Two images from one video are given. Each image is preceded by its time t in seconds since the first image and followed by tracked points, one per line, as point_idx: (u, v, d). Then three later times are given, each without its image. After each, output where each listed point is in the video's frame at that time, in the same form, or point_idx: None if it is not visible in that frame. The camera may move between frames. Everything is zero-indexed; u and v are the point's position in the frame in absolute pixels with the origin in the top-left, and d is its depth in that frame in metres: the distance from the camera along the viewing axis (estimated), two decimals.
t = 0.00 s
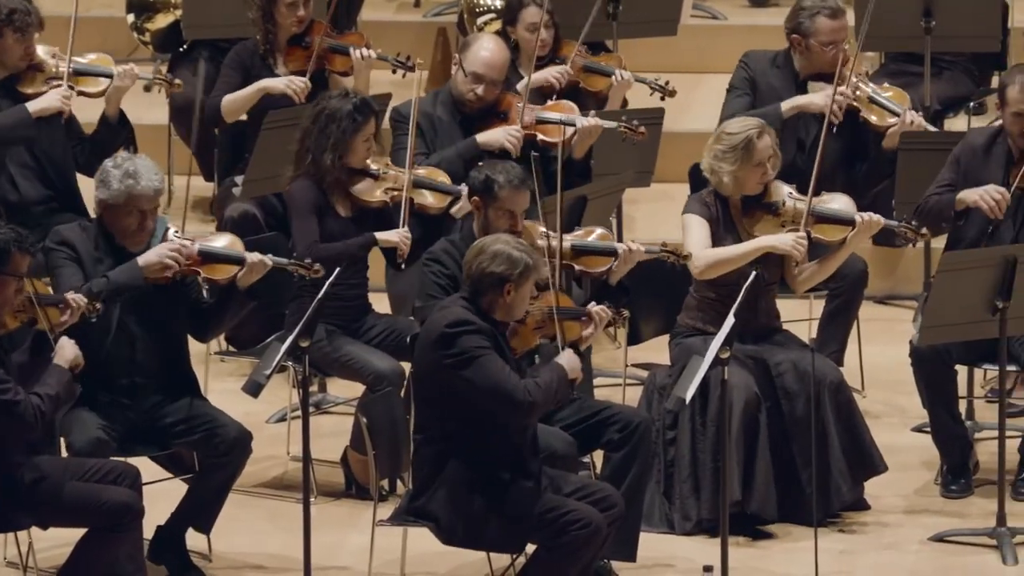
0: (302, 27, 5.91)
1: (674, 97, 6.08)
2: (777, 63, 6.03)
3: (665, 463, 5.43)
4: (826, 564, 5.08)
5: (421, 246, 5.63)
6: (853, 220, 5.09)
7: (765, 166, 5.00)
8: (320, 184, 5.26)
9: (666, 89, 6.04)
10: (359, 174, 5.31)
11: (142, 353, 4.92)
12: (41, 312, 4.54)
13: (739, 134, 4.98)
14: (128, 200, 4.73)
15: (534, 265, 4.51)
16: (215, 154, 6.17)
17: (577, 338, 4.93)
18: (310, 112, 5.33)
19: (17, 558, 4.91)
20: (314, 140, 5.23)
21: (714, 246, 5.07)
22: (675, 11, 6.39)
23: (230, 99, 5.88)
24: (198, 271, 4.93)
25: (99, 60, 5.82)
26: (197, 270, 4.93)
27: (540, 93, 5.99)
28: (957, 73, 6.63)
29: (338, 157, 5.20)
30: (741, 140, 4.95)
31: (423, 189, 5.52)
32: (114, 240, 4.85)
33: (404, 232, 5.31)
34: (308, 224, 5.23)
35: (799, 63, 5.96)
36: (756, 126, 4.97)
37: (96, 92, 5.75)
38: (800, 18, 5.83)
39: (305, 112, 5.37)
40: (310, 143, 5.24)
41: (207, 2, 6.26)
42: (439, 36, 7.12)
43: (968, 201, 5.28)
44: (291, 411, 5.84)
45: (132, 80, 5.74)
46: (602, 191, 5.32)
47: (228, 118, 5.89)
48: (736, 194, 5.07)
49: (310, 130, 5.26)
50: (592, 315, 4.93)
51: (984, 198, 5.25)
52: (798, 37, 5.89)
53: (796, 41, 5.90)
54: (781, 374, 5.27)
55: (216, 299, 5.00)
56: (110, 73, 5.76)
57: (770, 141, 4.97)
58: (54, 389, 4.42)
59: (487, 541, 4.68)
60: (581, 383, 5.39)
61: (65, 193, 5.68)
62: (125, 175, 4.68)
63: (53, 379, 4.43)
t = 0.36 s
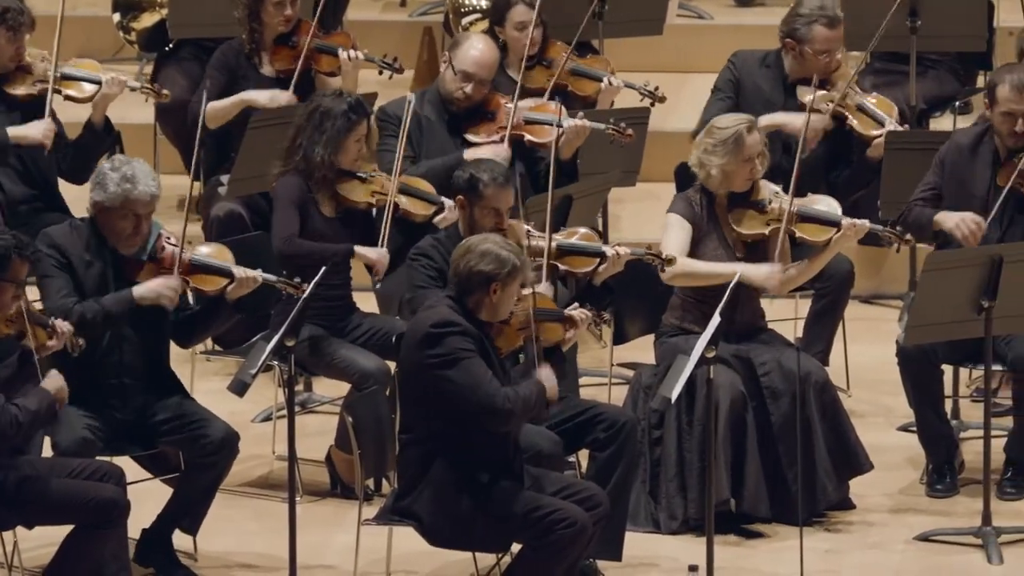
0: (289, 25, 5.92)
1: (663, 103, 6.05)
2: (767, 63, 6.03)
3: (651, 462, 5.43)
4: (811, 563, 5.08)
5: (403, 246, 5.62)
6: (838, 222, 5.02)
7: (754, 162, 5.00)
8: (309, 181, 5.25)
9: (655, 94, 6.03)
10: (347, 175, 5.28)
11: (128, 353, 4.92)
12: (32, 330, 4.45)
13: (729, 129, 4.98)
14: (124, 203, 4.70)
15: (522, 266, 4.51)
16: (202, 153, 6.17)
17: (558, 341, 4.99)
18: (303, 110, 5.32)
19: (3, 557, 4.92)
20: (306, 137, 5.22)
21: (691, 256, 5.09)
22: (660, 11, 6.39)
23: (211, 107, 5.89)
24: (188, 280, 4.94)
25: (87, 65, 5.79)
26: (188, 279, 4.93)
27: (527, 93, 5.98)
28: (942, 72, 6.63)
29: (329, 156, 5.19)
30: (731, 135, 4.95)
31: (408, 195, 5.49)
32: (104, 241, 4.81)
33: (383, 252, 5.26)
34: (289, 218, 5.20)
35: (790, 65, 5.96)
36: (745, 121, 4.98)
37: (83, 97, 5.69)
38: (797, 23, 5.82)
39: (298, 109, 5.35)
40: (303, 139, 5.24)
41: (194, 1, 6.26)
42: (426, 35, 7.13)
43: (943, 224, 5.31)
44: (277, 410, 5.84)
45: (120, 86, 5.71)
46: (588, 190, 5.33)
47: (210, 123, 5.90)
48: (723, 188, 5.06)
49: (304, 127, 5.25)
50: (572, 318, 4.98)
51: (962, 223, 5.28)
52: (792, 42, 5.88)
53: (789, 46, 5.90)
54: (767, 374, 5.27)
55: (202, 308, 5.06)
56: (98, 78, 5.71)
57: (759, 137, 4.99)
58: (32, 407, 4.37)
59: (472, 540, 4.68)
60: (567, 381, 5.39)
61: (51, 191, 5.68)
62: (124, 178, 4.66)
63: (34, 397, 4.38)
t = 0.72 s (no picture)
0: (273, 24, 5.91)
1: (649, 94, 6.07)
2: (740, 62, 6.03)
3: (635, 462, 5.43)
4: (795, 562, 5.09)
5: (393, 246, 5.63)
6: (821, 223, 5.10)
7: (732, 162, 5.01)
8: (294, 186, 5.25)
9: (641, 86, 6.06)
10: (332, 173, 5.32)
11: (113, 353, 4.92)
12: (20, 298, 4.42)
13: (706, 130, 5.00)
14: (100, 198, 4.72)
15: (503, 263, 4.53)
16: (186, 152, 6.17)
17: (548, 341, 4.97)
18: (286, 111, 5.35)
19: None
20: (289, 139, 5.24)
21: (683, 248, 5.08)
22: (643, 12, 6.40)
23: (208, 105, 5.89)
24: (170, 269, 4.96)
25: (69, 61, 5.84)
26: (170, 269, 4.95)
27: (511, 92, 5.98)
28: (925, 73, 6.64)
29: (314, 157, 5.22)
30: (708, 136, 4.97)
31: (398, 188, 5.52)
32: (84, 239, 4.84)
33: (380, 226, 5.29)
34: (282, 229, 5.21)
35: (763, 61, 5.95)
36: (722, 121, 4.99)
37: (66, 92, 5.77)
38: (766, 19, 5.81)
39: (278, 111, 5.38)
40: (285, 142, 5.25)
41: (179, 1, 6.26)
42: (411, 34, 7.13)
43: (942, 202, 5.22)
44: (261, 410, 5.84)
45: (101, 81, 5.76)
46: (573, 190, 5.35)
47: (210, 122, 5.91)
48: (702, 190, 5.06)
49: (286, 129, 5.27)
50: (571, 321, 4.85)
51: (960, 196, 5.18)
52: (763, 38, 5.88)
53: (760, 42, 5.89)
54: (751, 373, 5.29)
55: (188, 297, 5.03)
56: (79, 73, 5.77)
57: (736, 137, 5.00)
58: (23, 385, 4.37)
59: (456, 540, 4.69)
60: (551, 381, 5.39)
61: (40, 193, 5.64)
62: (99, 172, 4.68)
63: (22, 375, 4.37)
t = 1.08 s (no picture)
0: (257, 24, 5.92)
1: (634, 98, 6.06)
2: (720, 62, 6.01)
3: (617, 461, 5.44)
4: (777, 562, 5.10)
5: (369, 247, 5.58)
6: (803, 222, 5.09)
7: (717, 158, 5.02)
8: (275, 181, 5.27)
9: (625, 89, 6.08)
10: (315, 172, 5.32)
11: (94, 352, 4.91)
12: None
13: (691, 127, 4.99)
14: (90, 197, 4.72)
15: (487, 259, 4.52)
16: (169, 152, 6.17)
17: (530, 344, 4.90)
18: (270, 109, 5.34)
19: None
20: (273, 134, 5.25)
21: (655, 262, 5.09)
22: (625, 11, 6.41)
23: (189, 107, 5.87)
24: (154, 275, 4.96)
25: (52, 62, 5.83)
26: (154, 272, 4.95)
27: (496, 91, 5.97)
28: (907, 72, 6.65)
29: (296, 153, 5.22)
30: (695, 132, 4.96)
31: (376, 193, 5.49)
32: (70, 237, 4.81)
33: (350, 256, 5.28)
34: (258, 224, 5.24)
35: (744, 63, 5.93)
36: (707, 118, 4.99)
37: (48, 95, 5.74)
38: (750, 20, 5.79)
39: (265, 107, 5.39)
40: (269, 138, 5.25)
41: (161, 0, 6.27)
42: (393, 34, 7.14)
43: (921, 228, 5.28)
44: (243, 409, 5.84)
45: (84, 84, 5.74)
46: (558, 188, 5.33)
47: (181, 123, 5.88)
48: (687, 187, 5.06)
49: (270, 124, 5.28)
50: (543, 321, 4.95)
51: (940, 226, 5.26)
52: (746, 39, 5.85)
53: (744, 42, 5.87)
54: (732, 373, 5.30)
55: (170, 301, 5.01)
56: (64, 76, 5.73)
57: (720, 134, 5.00)
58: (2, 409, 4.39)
59: (437, 539, 4.69)
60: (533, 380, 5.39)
61: (19, 192, 5.67)
62: (91, 171, 4.70)
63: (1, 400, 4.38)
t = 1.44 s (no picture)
0: (235, 24, 5.93)
1: (614, 93, 6.03)
2: (699, 62, 6.04)
3: (597, 461, 5.44)
4: (757, 561, 5.10)
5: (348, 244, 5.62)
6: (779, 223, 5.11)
7: (693, 163, 5.01)
8: (245, 182, 5.26)
9: (603, 84, 6.08)
10: (282, 167, 5.30)
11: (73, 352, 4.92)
12: None
13: (667, 130, 4.98)
14: (62, 196, 4.71)
15: (463, 258, 4.53)
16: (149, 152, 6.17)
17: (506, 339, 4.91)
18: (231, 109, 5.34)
19: None
20: (232, 135, 5.24)
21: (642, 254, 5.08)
22: (605, 10, 6.41)
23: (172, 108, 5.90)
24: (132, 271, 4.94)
25: (32, 62, 5.83)
26: (132, 269, 4.92)
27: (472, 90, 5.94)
28: (886, 72, 6.66)
29: (256, 150, 5.21)
30: (670, 137, 4.95)
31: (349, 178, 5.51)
32: (45, 235, 4.83)
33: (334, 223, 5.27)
34: (234, 224, 5.21)
35: (720, 63, 5.94)
36: (684, 121, 4.98)
37: (27, 94, 5.75)
38: (725, 19, 5.80)
39: (222, 112, 5.37)
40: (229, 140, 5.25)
41: None
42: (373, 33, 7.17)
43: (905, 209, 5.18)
44: (223, 408, 5.85)
45: (62, 83, 5.76)
46: (536, 188, 5.35)
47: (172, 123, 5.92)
48: (662, 190, 5.07)
49: (228, 128, 5.27)
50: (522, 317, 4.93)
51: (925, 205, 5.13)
52: (721, 38, 5.87)
53: (719, 42, 5.88)
54: (712, 372, 5.31)
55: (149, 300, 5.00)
56: (42, 75, 5.75)
57: (697, 137, 4.99)
58: None
59: (417, 538, 4.69)
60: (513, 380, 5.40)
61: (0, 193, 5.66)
62: (62, 169, 4.69)
63: None
